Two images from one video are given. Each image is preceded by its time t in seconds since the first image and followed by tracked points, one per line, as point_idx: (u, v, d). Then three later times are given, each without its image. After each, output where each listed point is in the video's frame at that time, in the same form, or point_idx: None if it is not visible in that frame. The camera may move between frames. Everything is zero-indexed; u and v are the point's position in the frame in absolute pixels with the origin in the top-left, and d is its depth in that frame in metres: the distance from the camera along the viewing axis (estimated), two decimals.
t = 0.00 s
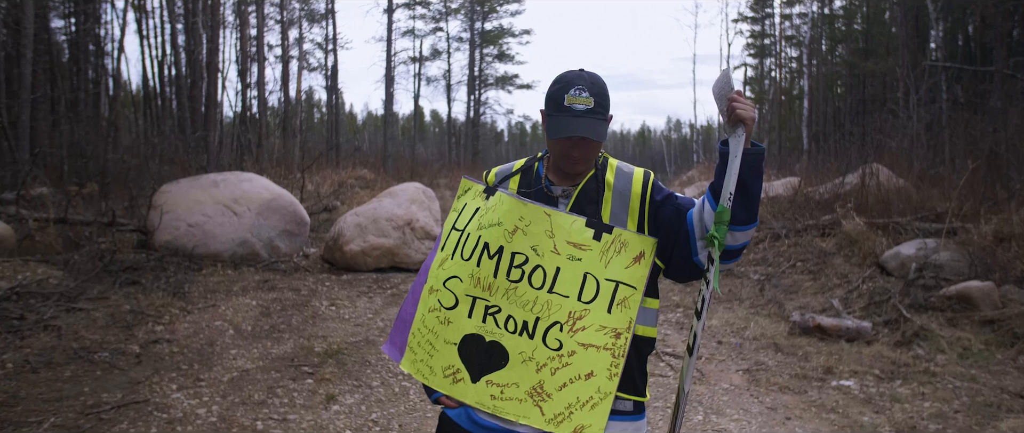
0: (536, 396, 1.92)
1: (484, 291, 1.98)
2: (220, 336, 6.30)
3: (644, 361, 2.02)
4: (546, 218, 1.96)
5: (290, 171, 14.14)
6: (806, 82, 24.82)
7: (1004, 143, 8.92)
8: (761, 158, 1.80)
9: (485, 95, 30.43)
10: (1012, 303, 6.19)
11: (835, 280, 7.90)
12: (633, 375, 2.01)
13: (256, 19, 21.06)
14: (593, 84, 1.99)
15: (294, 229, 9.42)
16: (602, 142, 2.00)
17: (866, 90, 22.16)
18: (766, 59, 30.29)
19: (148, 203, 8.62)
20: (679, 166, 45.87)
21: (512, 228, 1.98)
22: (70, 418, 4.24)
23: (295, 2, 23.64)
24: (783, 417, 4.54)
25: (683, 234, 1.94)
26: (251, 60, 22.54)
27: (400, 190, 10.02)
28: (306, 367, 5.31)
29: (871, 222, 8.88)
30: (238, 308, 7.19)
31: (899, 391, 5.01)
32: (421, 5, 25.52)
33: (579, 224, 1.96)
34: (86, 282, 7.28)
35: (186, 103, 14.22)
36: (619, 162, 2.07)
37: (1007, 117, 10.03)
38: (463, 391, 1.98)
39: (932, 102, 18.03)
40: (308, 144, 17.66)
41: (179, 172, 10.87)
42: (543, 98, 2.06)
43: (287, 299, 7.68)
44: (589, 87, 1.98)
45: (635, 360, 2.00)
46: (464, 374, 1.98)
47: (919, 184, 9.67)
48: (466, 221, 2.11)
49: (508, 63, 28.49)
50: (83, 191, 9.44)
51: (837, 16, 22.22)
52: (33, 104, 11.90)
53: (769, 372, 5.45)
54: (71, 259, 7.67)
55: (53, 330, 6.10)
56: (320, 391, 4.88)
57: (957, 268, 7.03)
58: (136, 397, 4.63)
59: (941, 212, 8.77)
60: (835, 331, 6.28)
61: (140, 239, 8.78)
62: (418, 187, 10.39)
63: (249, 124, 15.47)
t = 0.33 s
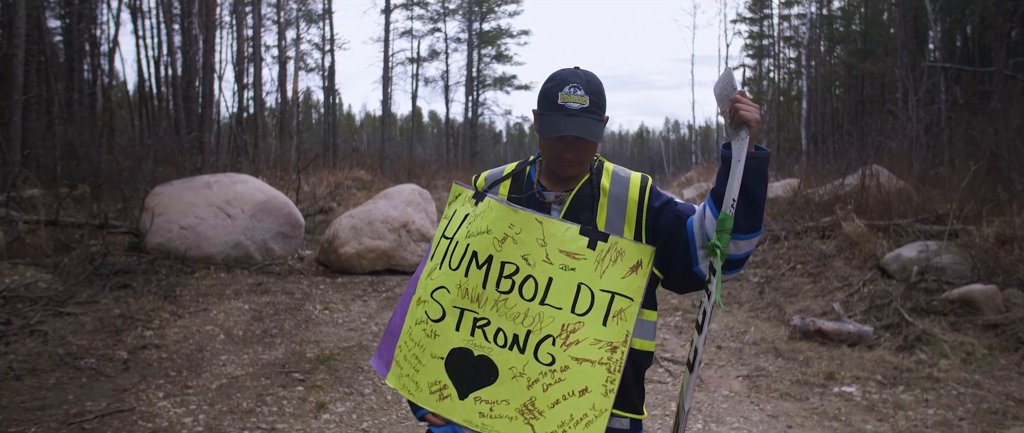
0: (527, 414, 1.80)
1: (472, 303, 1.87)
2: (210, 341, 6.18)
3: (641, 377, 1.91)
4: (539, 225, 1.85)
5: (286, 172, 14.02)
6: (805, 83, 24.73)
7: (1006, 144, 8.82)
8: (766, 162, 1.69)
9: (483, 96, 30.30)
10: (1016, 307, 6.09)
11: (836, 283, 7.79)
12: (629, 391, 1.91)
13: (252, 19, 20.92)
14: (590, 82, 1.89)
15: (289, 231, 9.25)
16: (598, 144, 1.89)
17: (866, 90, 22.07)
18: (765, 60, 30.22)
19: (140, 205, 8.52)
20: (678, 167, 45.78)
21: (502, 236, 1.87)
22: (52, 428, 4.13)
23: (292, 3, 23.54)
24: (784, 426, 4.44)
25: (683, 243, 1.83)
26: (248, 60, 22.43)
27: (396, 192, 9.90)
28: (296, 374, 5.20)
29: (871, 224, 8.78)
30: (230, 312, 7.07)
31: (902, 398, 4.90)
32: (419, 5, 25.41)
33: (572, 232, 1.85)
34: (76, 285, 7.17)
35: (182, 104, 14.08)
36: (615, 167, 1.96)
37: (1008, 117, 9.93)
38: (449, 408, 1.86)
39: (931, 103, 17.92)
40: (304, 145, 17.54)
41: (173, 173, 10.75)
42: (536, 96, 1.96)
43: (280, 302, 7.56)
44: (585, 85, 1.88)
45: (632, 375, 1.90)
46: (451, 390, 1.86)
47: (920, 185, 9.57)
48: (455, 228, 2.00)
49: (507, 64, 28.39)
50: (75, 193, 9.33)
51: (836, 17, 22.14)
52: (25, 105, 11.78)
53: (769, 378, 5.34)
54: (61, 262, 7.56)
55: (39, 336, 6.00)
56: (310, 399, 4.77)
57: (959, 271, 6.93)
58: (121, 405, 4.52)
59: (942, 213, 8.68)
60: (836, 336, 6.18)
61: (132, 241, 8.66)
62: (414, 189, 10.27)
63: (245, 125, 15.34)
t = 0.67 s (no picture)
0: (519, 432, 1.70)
1: (462, 315, 1.77)
2: (201, 345, 6.07)
3: (640, 391, 1.82)
4: (531, 232, 1.75)
5: (282, 173, 13.90)
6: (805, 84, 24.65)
7: (1008, 145, 8.73)
8: (773, 166, 1.59)
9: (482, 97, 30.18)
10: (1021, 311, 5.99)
11: (837, 286, 7.69)
12: (628, 406, 1.81)
13: (250, 20, 20.80)
14: (588, 80, 1.80)
15: (284, 233, 9.12)
16: (595, 144, 1.80)
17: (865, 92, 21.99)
18: (764, 61, 30.15)
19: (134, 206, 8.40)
20: (676, 168, 45.62)
21: (493, 243, 1.77)
22: None
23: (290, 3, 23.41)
24: None
25: (684, 250, 1.73)
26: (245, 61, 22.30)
27: (392, 193, 9.79)
28: (288, 380, 5.10)
29: (872, 227, 8.68)
30: (223, 316, 6.96)
31: (906, 405, 4.81)
32: (417, 6, 25.29)
33: (567, 240, 1.75)
34: (67, 288, 7.05)
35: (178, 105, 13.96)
36: (613, 170, 1.87)
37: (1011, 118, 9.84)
38: (437, 426, 1.75)
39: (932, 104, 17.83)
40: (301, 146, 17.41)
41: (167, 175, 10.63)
42: (530, 94, 1.87)
43: (274, 305, 7.45)
44: (582, 82, 1.79)
45: (630, 389, 1.80)
46: (438, 407, 1.75)
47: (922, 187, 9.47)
48: (444, 235, 1.90)
49: (505, 65, 28.28)
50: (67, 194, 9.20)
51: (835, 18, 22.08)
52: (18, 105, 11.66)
53: (770, 384, 5.24)
54: (52, 264, 7.45)
55: (27, 340, 5.89)
56: (301, 406, 4.66)
57: (962, 274, 6.83)
58: (107, 413, 4.41)
59: (944, 215, 8.59)
60: (837, 340, 6.08)
61: (125, 243, 8.54)
62: (410, 191, 10.16)
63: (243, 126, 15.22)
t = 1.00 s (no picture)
0: None
1: (451, 327, 1.66)
2: (193, 350, 5.96)
3: (641, 408, 1.71)
4: (525, 240, 1.65)
5: (279, 174, 13.78)
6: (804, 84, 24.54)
7: (1010, 147, 8.65)
8: (784, 170, 1.49)
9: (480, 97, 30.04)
10: None
11: (839, 289, 7.59)
12: (628, 425, 1.70)
13: (247, 20, 20.67)
14: (586, 76, 1.71)
15: (280, 235, 9.01)
16: (594, 143, 1.71)
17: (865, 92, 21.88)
18: (763, 61, 30.06)
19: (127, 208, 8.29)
20: (674, 169, 45.47)
21: (484, 252, 1.67)
22: None
23: (287, 3, 23.29)
24: None
25: (688, 259, 1.63)
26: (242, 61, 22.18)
27: (388, 195, 9.68)
28: (280, 386, 5.00)
29: (874, 228, 8.59)
30: (216, 320, 6.85)
31: (911, 411, 4.71)
32: (416, 6, 25.17)
33: (563, 247, 1.65)
34: (58, 291, 6.93)
35: (174, 105, 13.84)
36: (611, 174, 1.77)
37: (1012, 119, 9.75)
38: None
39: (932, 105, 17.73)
40: (299, 146, 17.28)
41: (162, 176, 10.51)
42: (525, 90, 1.78)
43: (268, 309, 7.34)
44: (580, 77, 1.70)
45: (630, 406, 1.70)
46: (426, 425, 1.64)
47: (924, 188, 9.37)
48: (432, 242, 1.80)
49: (503, 65, 28.15)
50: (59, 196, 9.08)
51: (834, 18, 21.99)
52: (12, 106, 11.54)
53: (773, 390, 5.14)
54: (42, 267, 7.33)
55: (15, 344, 5.77)
56: (293, 413, 4.56)
57: (967, 277, 6.74)
58: (94, 420, 4.31)
59: (945, 217, 8.51)
60: (840, 344, 5.97)
61: (118, 245, 8.42)
62: (407, 192, 10.06)
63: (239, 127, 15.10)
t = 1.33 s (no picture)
0: None
1: (442, 340, 1.56)
2: (185, 354, 5.85)
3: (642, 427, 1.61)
4: (520, 247, 1.55)
5: (276, 175, 13.65)
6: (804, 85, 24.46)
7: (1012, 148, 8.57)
8: (796, 173, 1.39)
9: (479, 97, 29.91)
10: None
11: (841, 292, 7.50)
12: None
13: (245, 21, 20.55)
14: (586, 72, 1.66)
15: (275, 237, 8.90)
16: (592, 142, 1.66)
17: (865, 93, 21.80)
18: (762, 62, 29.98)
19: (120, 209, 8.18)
20: (672, 169, 45.37)
21: (477, 260, 1.57)
22: None
23: (285, 3, 23.18)
24: None
25: (693, 267, 1.53)
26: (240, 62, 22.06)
27: (384, 196, 9.57)
28: (272, 392, 4.90)
29: (875, 230, 8.51)
30: (209, 323, 6.74)
31: (916, 418, 4.62)
32: (414, 7, 25.05)
33: (561, 255, 1.55)
34: (49, 294, 6.81)
35: (171, 105, 13.71)
36: (611, 177, 1.69)
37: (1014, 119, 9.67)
38: None
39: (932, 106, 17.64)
40: (297, 147, 17.15)
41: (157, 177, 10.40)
42: (522, 87, 1.72)
43: (262, 312, 7.23)
44: (579, 73, 1.65)
45: (631, 425, 1.60)
46: None
47: (925, 189, 9.28)
48: (421, 249, 1.70)
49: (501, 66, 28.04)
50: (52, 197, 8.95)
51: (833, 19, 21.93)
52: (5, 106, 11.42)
53: (774, 396, 5.05)
54: (33, 269, 7.22)
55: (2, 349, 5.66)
56: (284, 420, 4.46)
57: (970, 280, 6.66)
58: (80, 428, 4.21)
59: (947, 218, 8.44)
60: (843, 348, 5.88)
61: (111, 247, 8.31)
62: (404, 193, 9.96)
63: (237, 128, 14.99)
